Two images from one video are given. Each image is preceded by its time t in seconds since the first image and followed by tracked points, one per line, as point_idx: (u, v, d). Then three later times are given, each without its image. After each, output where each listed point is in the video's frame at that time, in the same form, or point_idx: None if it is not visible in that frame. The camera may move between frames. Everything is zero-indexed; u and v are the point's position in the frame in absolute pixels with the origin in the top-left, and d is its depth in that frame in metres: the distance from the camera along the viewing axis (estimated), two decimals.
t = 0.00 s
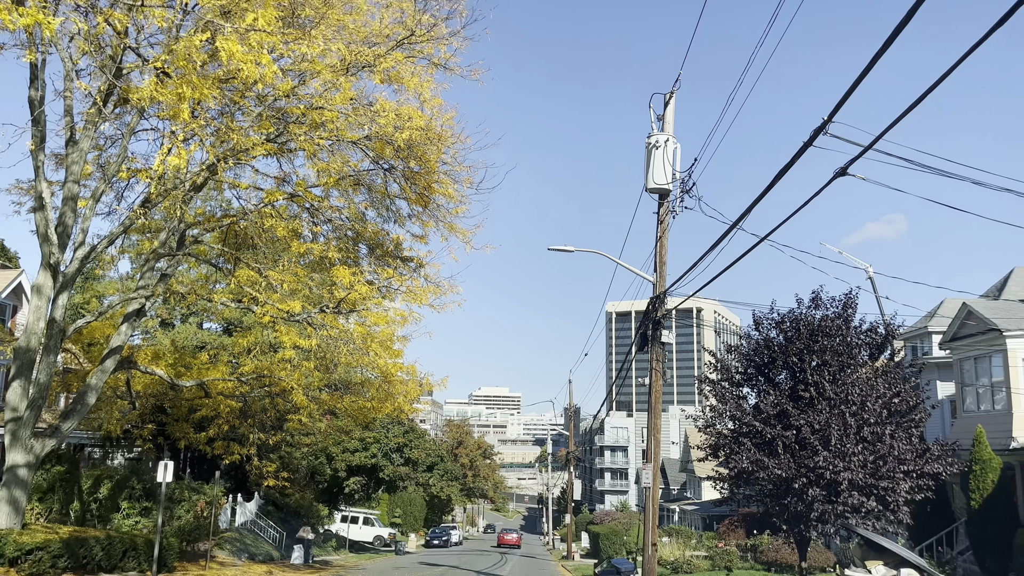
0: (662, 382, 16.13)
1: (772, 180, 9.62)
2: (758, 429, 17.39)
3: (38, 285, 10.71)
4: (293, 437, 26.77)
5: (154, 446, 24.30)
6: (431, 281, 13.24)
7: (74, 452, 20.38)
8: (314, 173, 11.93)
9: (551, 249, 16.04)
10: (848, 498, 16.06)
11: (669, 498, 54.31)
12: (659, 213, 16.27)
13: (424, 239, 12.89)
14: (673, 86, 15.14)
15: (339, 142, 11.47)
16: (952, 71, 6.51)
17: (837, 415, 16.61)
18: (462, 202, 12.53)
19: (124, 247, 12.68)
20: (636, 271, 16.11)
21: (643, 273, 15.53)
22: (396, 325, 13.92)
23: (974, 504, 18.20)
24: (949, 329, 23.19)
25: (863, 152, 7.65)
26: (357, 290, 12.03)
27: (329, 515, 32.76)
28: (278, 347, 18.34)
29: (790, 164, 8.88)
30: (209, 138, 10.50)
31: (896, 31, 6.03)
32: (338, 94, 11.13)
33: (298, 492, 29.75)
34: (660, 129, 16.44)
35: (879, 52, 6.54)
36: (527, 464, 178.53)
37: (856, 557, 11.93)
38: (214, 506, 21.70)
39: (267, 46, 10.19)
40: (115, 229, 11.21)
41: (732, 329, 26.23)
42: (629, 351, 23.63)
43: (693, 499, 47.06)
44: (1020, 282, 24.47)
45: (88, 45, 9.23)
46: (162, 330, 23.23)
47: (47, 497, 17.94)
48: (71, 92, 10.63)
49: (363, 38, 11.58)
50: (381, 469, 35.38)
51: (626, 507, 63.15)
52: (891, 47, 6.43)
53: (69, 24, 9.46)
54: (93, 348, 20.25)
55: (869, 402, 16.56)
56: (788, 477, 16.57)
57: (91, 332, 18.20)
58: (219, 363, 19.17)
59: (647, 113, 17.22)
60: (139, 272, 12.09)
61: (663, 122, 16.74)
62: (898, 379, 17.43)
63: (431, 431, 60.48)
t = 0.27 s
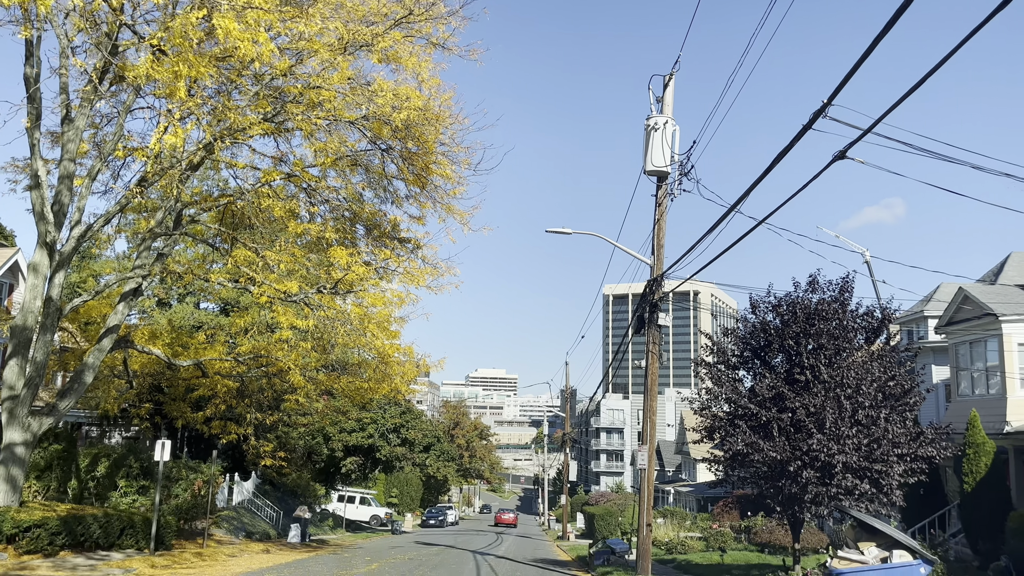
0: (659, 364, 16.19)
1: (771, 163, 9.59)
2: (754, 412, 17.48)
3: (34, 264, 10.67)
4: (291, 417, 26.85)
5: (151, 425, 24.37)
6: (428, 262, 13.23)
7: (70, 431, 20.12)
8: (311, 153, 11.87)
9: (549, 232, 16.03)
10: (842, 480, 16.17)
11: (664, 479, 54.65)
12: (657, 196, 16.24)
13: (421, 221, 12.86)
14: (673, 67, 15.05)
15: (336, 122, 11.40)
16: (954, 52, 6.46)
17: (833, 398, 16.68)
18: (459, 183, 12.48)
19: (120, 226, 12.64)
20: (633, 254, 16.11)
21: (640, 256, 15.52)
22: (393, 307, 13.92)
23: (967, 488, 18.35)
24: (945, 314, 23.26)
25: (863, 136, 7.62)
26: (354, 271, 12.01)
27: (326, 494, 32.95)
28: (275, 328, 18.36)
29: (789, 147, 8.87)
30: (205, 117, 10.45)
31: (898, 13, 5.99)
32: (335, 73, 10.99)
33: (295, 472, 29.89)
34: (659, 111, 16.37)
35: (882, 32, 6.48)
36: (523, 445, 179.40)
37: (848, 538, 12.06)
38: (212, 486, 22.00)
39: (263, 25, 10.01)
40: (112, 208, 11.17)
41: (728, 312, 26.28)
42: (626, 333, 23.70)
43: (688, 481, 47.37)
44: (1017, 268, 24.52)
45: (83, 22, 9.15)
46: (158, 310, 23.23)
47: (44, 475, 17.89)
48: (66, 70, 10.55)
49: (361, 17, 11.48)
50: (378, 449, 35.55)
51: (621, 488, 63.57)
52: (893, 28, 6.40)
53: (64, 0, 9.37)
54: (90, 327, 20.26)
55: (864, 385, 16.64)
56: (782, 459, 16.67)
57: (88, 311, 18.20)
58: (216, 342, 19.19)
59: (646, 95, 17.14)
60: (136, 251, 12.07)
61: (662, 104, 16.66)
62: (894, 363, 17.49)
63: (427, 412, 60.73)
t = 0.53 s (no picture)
0: (656, 353, 16.22)
1: (770, 152, 9.56)
2: (750, 401, 17.53)
3: (31, 250, 10.60)
4: (288, 405, 26.88)
5: (149, 412, 24.38)
6: (426, 251, 13.21)
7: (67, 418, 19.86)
8: (309, 140, 11.83)
9: (547, 220, 16.01)
10: (837, 469, 16.24)
11: (661, 468, 54.86)
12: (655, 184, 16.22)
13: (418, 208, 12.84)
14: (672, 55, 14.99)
15: (334, 109, 11.36)
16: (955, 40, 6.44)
17: (829, 387, 16.73)
18: (457, 171, 12.45)
19: (117, 213, 12.60)
20: (631, 242, 16.11)
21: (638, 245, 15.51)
22: (391, 295, 13.91)
23: (962, 477, 18.47)
24: (942, 304, 23.30)
25: (862, 125, 7.61)
26: (352, 259, 11.99)
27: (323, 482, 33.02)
28: (272, 316, 18.33)
29: (788, 136, 8.87)
30: (202, 104, 10.40)
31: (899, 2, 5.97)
32: (334, 61, 10.97)
33: (292, 459, 29.94)
34: (658, 100, 16.31)
35: (884, 20, 6.45)
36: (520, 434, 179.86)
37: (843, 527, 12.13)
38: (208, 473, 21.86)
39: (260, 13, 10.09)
40: (108, 195, 11.12)
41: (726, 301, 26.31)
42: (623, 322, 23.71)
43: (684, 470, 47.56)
44: (1014, 258, 24.53)
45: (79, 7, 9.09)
46: (155, 297, 23.20)
47: (42, 461, 17.95)
48: (62, 55, 10.48)
49: (359, 3, 11.42)
50: (375, 437, 35.62)
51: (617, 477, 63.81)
52: (893, 17, 6.38)
53: None
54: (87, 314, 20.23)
55: (860, 374, 16.69)
56: (778, 448, 16.73)
57: (85, 298, 18.18)
58: (213, 330, 19.17)
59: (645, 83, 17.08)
60: (133, 238, 12.03)
61: (660, 92, 16.61)
62: (890, 353, 17.54)
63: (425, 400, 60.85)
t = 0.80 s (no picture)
0: (654, 346, 16.24)
1: (769, 144, 9.56)
2: (748, 394, 17.58)
3: (28, 242, 10.56)
4: (286, 397, 26.90)
5: (147, 404, 24.39)
6: (424, 243, 13.22)
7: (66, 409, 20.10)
8: (307, 132, 11.80)
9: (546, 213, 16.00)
10: (834, 462, 16.30)
11: (659, 460, 55.00)
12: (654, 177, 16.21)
13: (417, 201, 12.84)
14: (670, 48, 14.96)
15: (332, 101, 11.34)
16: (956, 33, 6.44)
17: (826, 380, 16.78)
18: (455, 163, 12.43)
19: (114, 205, 12.57)
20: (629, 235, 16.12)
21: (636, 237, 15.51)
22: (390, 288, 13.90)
23: (958, 470, 18.56)
24: (940, 297, 23.33)
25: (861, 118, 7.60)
26: (350, 252, 11.98)
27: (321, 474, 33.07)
28: (270, 308, 18.32)
29: (787, 128, 8.87)
30: (200, 95, 10.38)
31: None
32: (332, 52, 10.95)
33: (290, 451, 29.97)
34: (656, 92, 16.29)
35: (884, 11, 6.44)
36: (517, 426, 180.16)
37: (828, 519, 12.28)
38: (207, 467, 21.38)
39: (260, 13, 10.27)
40: (106, 187, 11.10)
41: (724, 294, 26.34)
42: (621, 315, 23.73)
43: (682, 462, 47.68)
44: (1012, 251, 24.55)
45: None
46: (153, 289, 23.18)
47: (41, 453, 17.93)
48: (59, 47, 10.45)
49: None
50: (373, 429, 35.68)
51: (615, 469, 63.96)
52: (892, 9, 6.38)
53: None
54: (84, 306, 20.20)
55: (858, 367, 16.73)
56: (776, 441, 16.78)
57: (83, 290, 18.15)
58: (211, 322, 19.16)
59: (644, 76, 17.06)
60: (131, 230, 12.00)
61: (659, 85, 16.58)
62: (888, 346, 17.57)
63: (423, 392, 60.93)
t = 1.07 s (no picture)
0: (652, 341, 16.25)
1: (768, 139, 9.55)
2: (746, 389, 17.60)
3: (26, 237, 10.53)
4: (284, 392, 26.90)
5: (145, 400, 24.39)
6: (422, 238, 13.23)
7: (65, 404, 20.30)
8: (305, 127, 11.77)
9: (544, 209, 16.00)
10: (832, 457, 16.33)
11: (657, 455, 55.08)
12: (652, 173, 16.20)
13: (415, 196, 12.84)
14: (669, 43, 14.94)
15: (330, 96, 11.30)
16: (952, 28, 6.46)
17: (824, 375, 16.80)
18: (453, 159, 12.42)
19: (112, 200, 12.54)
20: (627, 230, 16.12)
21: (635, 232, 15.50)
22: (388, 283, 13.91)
23: (955, 465, 18.60)
24: (937, 293, 23.35)
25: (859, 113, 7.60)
26: (348, 247, 11.97)
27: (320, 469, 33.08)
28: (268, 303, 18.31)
29: (786, 123, 8.88)
30: (198, 91, 10.35)
31: None
32: (330, 48, 10.93)
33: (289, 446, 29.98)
34: (655, 87, 16.28)
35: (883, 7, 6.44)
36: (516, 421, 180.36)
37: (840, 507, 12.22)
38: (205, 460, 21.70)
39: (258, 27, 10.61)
40: (104, 182, 11.08)
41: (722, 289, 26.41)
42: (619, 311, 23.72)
43: (681, 457, 47.75)
44: (1009, 247, 24.58)
45: None
46: (151, 284, 23.17)
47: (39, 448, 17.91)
48: (57, 42, 10.42)
49: None
50: (372, 424, 35.69)
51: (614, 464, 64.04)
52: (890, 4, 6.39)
53: None
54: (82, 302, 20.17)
55: (856, 363, 16.76)
56: (774, 436, 16.81)
57: (81, 286, 18.13)
58: (209, 317, 19.15)
59: (642, 71, 17.05)
60: (129, 225, 11.98)
61: (657, 80, 16.57)
62: (885, 341, 17.60)
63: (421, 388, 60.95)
